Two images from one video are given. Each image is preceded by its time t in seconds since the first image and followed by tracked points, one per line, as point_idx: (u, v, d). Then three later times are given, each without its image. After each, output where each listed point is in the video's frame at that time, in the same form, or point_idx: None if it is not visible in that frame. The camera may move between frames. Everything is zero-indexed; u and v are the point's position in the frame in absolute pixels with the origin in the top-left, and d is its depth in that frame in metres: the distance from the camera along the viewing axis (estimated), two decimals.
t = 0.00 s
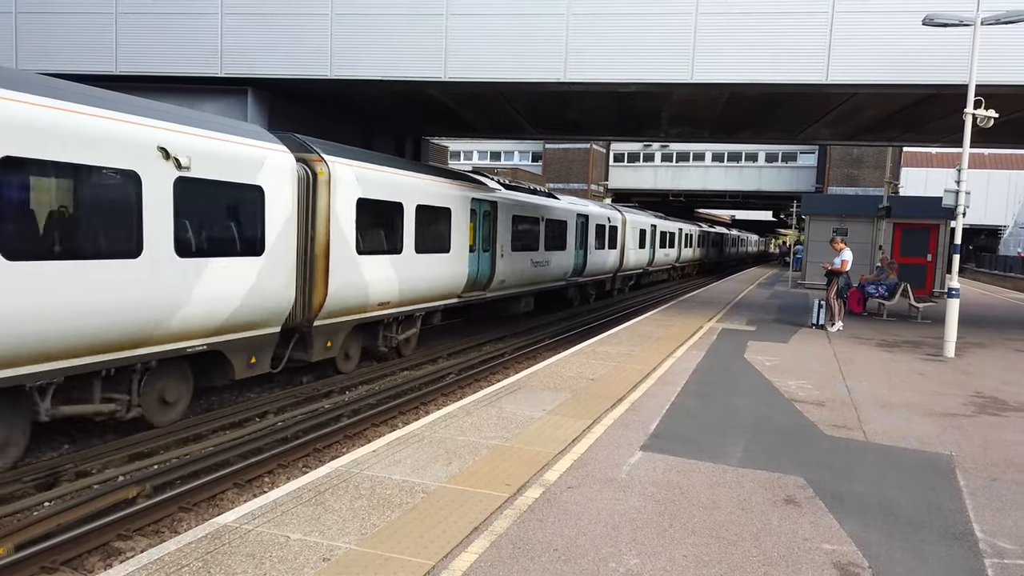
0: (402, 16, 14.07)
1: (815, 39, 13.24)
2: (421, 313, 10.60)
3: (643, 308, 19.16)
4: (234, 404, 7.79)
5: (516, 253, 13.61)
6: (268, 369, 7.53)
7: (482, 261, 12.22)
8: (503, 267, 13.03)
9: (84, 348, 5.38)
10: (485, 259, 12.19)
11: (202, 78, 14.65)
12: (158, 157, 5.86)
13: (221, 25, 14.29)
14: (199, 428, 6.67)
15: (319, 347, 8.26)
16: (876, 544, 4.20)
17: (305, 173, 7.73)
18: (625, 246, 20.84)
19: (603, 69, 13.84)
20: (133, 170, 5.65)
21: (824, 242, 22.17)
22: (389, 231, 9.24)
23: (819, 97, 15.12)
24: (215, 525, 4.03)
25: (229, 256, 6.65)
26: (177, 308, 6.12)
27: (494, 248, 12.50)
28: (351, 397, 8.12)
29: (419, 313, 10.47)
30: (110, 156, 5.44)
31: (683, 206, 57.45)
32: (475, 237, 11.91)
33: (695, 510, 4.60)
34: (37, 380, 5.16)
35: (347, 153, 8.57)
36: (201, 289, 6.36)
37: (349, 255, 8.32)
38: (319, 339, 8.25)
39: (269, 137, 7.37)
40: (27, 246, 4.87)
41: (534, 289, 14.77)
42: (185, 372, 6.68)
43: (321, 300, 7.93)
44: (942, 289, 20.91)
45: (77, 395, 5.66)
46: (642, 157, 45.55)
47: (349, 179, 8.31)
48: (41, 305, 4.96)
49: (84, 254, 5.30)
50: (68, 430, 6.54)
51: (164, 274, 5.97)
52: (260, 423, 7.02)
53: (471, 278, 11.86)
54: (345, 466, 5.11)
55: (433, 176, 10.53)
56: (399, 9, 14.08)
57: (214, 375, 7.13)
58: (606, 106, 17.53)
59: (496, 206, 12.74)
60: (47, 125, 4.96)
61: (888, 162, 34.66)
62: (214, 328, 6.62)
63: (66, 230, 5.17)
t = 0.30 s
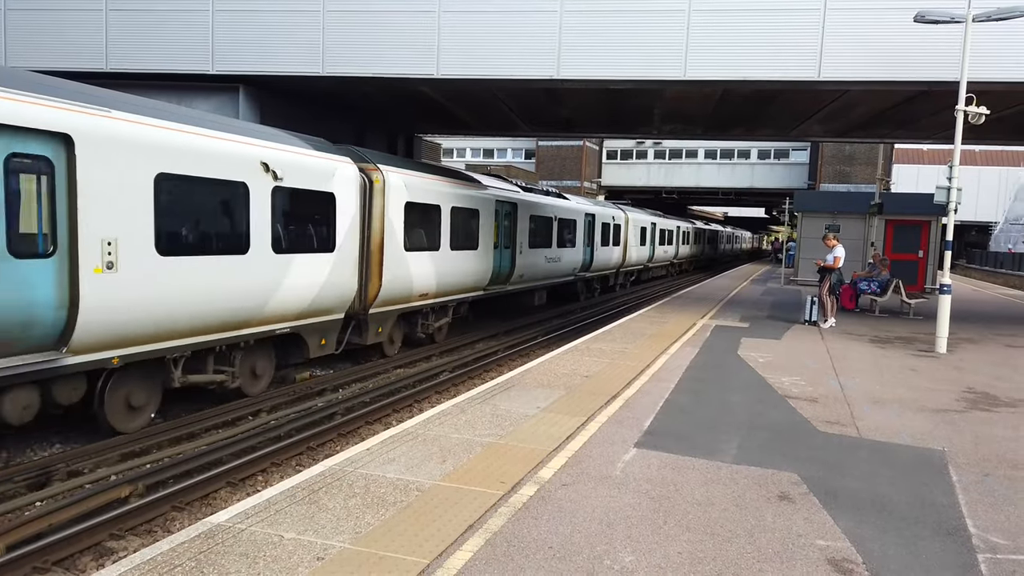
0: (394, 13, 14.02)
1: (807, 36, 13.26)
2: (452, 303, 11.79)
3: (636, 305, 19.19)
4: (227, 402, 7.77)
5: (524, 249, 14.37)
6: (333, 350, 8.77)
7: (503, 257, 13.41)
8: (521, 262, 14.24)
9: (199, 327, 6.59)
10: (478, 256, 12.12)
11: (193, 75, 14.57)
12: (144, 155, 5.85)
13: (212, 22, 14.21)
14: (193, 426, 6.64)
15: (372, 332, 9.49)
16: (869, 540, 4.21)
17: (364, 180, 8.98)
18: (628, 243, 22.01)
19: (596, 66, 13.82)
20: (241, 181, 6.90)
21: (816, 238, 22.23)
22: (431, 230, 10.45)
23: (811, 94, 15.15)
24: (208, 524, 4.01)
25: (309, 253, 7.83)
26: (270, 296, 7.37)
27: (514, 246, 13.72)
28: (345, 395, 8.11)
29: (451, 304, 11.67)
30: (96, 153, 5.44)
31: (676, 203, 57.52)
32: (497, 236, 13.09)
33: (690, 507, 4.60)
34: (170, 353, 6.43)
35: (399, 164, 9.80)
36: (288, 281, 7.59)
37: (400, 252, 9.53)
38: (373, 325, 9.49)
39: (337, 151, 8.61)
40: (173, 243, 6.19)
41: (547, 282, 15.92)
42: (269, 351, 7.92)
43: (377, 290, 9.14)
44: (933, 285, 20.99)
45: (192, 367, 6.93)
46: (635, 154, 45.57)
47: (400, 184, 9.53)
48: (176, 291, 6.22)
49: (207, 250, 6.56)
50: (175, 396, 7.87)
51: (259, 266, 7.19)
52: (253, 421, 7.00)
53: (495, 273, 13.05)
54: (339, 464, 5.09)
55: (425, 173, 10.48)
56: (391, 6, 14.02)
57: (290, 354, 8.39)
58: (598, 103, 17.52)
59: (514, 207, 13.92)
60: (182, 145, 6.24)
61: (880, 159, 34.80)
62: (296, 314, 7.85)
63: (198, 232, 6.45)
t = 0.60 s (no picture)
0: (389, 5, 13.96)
1: (803, 26, 13.24)
2: (479, 290, 12.83)
3: (632, 297, 19.17)
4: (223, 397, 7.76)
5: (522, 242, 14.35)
6: (385, 329, 9.96)
7: (522, 248, 14.41)
8: (538, 253, 15.27)
9: (284, 307, 7.75)
10: (476, 248, 12.05)
11: (187, 68, 14.49)
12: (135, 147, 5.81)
13: (205, 14, 14.12)
14: (188, 420, 6.62)
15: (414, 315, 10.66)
16: (864, 531, 4.22)
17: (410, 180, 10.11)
18: (632, 235, 22.97)
19: (592, 57, 13.78)
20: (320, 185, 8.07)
21: (812, 230, 22.26)
22: (462, 225, 11.55)
23: (807, 85, 15.13)
24: (205, 518, 4.01)
25: (369, 245, 8.99)
26: (339, 282, 8.56)
27: (531, 238, 14.74)
28: (341, 389, 8.11)
29: (479, 290, 12.85)
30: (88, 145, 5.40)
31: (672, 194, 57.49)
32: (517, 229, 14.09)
33: (686, 499, 4.61)
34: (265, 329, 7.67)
35: (409, 160, 10.22)
36: (352, 270, 8.76)
37: (439, 244, 10.67)
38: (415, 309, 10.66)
39: (390, 155, 9.74)
40: (272, 236, 7.38)
41: (560, 272, 16.93)
42: (333, 329, 9.13)
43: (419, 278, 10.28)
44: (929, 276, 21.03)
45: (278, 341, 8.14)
46: (631, 146, 45.51)
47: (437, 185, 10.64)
48: (272, 276, 7.42)
49: (294, 243, 7.74)
50: (254, 366, 9.11)
51: (331, 256, 8.35)
52: (250, 415, 6.99)
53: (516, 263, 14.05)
54: (335, 457, 5.09)
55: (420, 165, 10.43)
56: None
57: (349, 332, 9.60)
58: (594, 95, 17.48)
59: (531, 202, 14.94)
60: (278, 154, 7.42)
61: (876, 151, 34.83)
62: (356, 298, 9.03)
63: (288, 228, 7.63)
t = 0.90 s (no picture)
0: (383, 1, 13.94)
1: (800, 21, 13.22)
2: (501, 282, 13.88)
3: (631, 293, 19.18)
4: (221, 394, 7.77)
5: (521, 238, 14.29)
6: (425, 316, 11.06)
7: (539, 244, 15.47)
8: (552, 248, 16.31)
9: (349, 293, 8.90)
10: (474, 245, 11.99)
11: (183, 65, 14.44)
12: (130, 144, 5.80)
13: (201, 11, 14.06)
14: (186, 419, 6.61)
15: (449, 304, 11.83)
16: (863, 525, 4.24)
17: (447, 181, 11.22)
18: (638, 231, 23.98)
19: (588, 52, 13.75)
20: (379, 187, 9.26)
21: (809, 225, 22.27)
22: (488, 225, 12.67)
23: (803, 80, 15.12)
24: (205, 516, 4.01)
25: (416, 240, 10.17)
26: (391, 274, 9.72)
27: (547, 234, 15.80)
28: (339, 386, 8.11)
29: (503, 282, 13.99)
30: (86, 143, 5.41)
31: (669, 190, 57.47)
32: (535, 226, 15.13)
33: (685, 494, 4.62)
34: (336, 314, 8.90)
35: (406, 156, 10.22)
36: (403, 263, 9.93)
37: (471, 240, 11.84)
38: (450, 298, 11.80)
39: (430, 160, 10.94)
40: (343, 232, 8.56)
41: (572, 265, 17.97)
42: (385, 315, 10.32)
43: (454, 271, 11.39)
44: (926, 270, 21.04)
45: (342, 323, 9.34)
46: (628, 142, 45.46)
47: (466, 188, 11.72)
48: (342, 267, 8.59)
49: (358, 238, 8.92)
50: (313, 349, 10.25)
51: (387, 249, 9.52)
52: (248, 413, 6.98)
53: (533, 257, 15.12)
54: (334, 455, 5.09)
55: (416, 161, 10.42)
56: None
57: (397, 318, 10.77)
58: (592, 91, 17.46)
59: (547, 200, 15.98)
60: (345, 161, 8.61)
61: (872, 145, 34.84)
62: (406, 287, 10.20)
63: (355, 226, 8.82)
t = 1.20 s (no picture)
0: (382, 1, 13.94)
1: (798, 20, 13.24)
2: (523, 276, 15.01)
3: (630, 292, 19.13)
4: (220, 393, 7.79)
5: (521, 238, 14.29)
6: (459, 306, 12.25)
7: (555, 241, 16.54)
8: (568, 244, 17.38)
9: (400, 285, 10.06)
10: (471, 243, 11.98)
11: (183, 64, 14.44)
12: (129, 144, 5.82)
13: (199, 10, 14.06)
14: (186, 418, 6.62)
15: (478, 294, 13.05)
16: (861, 522, 4.25)
17: (477, 184, 12.39)
18: (644, 230, 24.93)
19: (587, 51, 13.76)
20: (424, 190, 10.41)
21: (808, 224, 22.30)
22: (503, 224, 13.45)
23: (802, 79, 15.13)
24: (205, 514, 4.02)
25: (455, 238, 11.36)
26: (434, 268, 10.89)
27: (563, 231, 16.90)
28: (339, 385, 8.14)
29: (524, 276, 15.14)
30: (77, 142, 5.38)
31: (668, 189, 57.47)
32: (551, 224, 16.17)
33: (684, 492, 4.63)
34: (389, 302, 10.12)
35: (405, 156, 10.23)
36: (444, 258, 11.09)
37: (498, 238, 13.03)
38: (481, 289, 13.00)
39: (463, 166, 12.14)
40: (398, 231, 9.77)
41: (584, 262, 19.00)
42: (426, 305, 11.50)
43: (485, 264, 12.55)
44: (924, 268, 21.05)
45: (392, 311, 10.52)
46: (627, 140, 45.47)
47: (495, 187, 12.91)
48: (395, 261, 9.75)
49: (408, 237, 10.08)
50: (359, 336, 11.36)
51: (432, 246, 10.70)
52: (247, 412, 6.99)
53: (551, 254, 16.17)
54: (334, 453, 5.11)
55: (415, 161, 10.43)
56: None
57: (434, 307, 11.99)
58: (590, 90, 17.47)
59: (562, 201, 17.03)
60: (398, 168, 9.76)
61: (871, 144, 34.88)
62: (446, 279, 11.40)
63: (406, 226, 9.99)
